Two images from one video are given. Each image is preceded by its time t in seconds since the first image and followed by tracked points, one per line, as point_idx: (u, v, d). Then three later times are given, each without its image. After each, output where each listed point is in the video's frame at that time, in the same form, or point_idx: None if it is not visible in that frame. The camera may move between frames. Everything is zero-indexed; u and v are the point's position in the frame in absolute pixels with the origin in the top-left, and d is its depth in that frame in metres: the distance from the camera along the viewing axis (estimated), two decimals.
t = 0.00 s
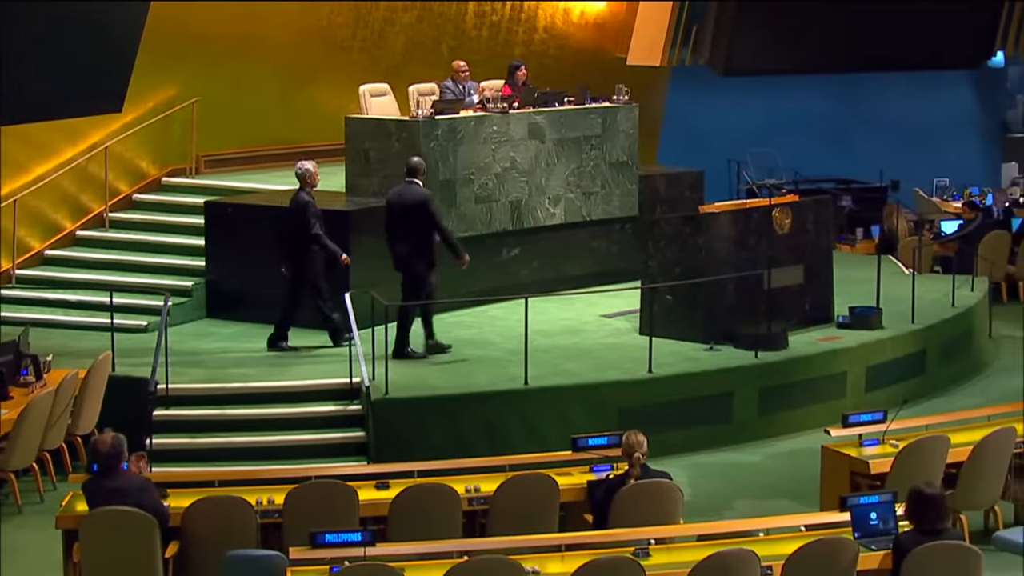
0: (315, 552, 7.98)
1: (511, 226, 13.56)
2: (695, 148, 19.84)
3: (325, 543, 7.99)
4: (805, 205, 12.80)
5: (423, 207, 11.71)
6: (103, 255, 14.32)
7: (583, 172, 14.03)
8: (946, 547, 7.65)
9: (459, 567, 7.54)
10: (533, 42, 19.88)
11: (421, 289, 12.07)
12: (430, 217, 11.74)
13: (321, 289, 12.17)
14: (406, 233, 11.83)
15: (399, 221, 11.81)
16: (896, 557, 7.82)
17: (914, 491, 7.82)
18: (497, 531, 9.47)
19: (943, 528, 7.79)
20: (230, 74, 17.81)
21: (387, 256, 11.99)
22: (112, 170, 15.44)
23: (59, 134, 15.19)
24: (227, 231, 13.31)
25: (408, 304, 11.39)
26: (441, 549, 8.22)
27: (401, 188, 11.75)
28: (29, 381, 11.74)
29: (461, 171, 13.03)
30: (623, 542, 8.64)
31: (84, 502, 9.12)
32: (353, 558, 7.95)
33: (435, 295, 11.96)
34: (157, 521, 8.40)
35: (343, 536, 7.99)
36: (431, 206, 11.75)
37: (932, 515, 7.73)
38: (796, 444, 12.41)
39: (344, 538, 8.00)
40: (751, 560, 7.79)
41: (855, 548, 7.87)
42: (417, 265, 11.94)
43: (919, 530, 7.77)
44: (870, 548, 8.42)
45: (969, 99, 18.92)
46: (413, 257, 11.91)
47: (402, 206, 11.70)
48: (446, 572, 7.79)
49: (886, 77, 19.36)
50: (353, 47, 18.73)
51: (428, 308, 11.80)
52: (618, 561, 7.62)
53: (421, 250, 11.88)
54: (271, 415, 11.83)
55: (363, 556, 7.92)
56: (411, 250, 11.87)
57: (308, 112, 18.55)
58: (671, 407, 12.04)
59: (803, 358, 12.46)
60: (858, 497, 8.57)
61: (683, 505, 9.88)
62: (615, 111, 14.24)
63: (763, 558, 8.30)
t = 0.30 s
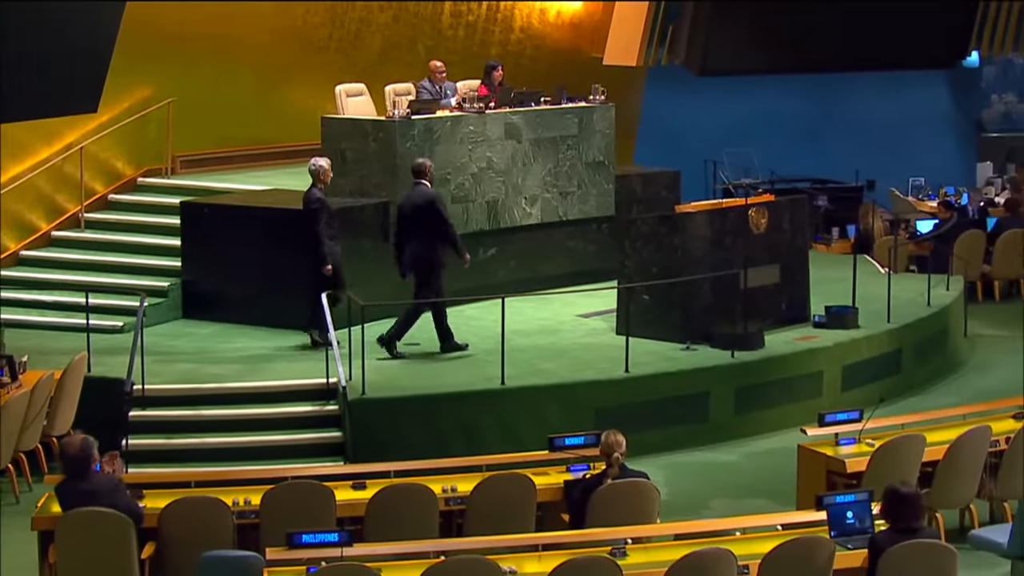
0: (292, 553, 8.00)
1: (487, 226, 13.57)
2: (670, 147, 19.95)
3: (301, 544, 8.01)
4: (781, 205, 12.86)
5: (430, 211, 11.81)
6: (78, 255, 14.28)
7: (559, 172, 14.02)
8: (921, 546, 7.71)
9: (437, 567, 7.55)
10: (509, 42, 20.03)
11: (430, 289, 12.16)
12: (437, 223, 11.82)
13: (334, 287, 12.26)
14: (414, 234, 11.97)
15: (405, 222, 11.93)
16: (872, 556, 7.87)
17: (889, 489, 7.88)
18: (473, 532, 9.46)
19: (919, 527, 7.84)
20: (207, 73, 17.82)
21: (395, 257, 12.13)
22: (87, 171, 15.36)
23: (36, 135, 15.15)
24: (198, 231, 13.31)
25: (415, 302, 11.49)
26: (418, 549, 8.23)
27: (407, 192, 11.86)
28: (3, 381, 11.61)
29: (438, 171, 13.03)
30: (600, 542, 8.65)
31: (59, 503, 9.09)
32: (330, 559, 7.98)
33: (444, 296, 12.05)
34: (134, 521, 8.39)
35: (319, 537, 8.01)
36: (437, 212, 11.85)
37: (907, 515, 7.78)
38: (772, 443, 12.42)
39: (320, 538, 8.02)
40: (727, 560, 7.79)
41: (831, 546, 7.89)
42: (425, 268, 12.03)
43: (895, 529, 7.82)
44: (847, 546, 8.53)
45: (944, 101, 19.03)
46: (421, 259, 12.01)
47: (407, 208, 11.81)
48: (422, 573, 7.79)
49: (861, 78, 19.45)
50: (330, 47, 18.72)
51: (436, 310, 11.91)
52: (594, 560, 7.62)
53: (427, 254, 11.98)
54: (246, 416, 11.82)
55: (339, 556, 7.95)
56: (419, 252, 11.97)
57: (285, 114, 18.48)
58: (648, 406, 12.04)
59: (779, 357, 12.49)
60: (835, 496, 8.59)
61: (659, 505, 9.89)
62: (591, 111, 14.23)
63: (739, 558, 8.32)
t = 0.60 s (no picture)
0: (270, 554, 7.98)
1: (465, 226, 13.55)
2: (647, 147, 20.18)
3: (278, 544, 7.95)
4: (758, 204, 12.90)
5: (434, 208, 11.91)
6: (54, 256, 14.24)
7: (536, 172, 14.05)
8: (896, 546, 7.68)
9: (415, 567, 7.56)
10: (486, 42, 20.10)
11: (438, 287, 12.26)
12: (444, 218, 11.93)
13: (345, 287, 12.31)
14: (419, 233, 12.05)
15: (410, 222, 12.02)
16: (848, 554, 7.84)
17: (866, 488, 7.85)
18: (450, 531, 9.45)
19: (895, 527, 7.81)
20: (183, 72, 17.77)
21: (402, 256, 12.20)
22: (64, 170, 15.43)
23: (13, 136, 15.24)
24: (174, 232, 13.29)
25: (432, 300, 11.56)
26: (396, 549, 8.21)
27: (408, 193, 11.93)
28: None
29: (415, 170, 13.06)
30: (577, 541, 8.65)
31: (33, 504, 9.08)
32: (307, 560, 7.99)
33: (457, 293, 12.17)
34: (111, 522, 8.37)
35: (296, 538, 7.96)
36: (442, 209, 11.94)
37: (882, 514, 7.74)
38: (749, 442, 12.43)
39: (298, 539, 7.97)
40: (704, 560, 7.81)
41: (808, 547, 7.92)
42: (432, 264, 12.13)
43: (871, 528, 7.79)
44: (824, 545, 8.54)
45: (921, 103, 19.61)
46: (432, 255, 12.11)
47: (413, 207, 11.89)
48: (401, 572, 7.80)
49: (838, 79, 19.86)
50: (306, 47, 18.71)
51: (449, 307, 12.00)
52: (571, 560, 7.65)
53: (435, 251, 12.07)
54: (223, 416, 11.79)
55: (316, 557, 7.96)
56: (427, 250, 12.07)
57: (261, 113, 18.47)
58: (625, 406, 12.04)
59: (757, 356, 12.51)
60: (811, 495, 8.58)
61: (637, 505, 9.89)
62: (568, 111, 14.28)
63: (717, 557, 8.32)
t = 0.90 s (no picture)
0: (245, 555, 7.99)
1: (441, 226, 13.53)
2: (624, 147, 20.10)
3: (255, 546, 7.87)
4: (735, 204, 12.93)
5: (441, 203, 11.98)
6: (29, 256, 14.21)
7: (513, 172, 14.05)
8: (872, 545, 7.69)
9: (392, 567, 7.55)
10: (463, 42, 20.07)
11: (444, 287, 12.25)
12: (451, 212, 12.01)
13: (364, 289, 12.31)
14: (419, 232, 12.05)
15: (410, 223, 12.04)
16: (825, 553, 7.86)
17: (842, 486, 7.84)
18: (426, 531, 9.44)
19: (870, 525, 7.81)
20: (158, 72, 17.78)
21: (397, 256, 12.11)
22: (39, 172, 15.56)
23: None
24: (149, 231, 13.26)
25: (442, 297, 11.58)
26: (373, 549, 8.20)
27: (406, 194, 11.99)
28: None
29: (392, 171, 13.09)
30: (554, 541, 8.65)
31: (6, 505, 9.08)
32: (285, 561, 8.00)
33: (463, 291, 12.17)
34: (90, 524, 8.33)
35: (274, 539, 7.93)
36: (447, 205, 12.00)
37: (857, 513, 7.75)
38: (726, 442, 12.44)
39: (275, 539, 7.95)
40: (681, 559, 7.82)
41: (785, 546, 7.93)
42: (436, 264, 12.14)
43: (847, 527, 7.80)
44: (800, 544, 8.54)
45: (895, 101, 20.20)
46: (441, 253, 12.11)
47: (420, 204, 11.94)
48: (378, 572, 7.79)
49: (816, 77, 20.29)
50: (283, 47, 18.69)
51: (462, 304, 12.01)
52: (548, 561, 7.64)
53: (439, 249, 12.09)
54: (200, 417, 11.77)
55: (293, 557, 7.96)
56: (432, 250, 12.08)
57: (238, 113, 18.44)
58: (602, 406, 12.05)
59: (734, 356, 12.53)
60: (788, 495, 8.58)
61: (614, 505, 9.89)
62: (545, 111, 14.31)
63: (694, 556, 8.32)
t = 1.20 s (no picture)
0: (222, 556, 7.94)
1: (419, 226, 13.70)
2: (600, 148, 20.54)
3: (231, 547, 7.94)
4: (711, 204, 12.89)
5: (454, 201, 12.09)
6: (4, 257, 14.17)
7: (490, 172, 14.08)
8: (849, 544, 7.71)
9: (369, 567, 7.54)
10: (439, 42, 20.21)
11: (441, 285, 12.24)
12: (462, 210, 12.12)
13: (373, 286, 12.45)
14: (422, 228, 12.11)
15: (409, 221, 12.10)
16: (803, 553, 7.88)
17: (818, 486, 7.87)
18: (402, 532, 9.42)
19: (847, 525, 7.83)
20: (133, 73, 17.77)
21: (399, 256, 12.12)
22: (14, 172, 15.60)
23: None
24: (125, 231, 13.24)
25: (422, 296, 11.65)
26: (351, 549, 8.17)
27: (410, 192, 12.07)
28: None
29: (368, 171, 13.12)
30: (532, 541, 8.63)
31: None
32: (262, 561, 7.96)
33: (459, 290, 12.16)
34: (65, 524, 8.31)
35: (252, 539, 7.98)
36: (455, 204, 12.11)
37: (832, 512, 7.77)
38: (704, 441, 12.45)
39: (252, 540, 7.99)
40: (659, 558, 7.83)
41: (763, 546, 7.95)
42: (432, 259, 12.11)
43: (824, 527, 7.83)
44: (777, 543, 8.55)
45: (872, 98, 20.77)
46: (442, 247, 12.11)
47: (427, 199, 12.03)
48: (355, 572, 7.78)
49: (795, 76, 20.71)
50: (259, 47, 18.71)
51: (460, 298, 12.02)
52: (525, 561, 7.63)
53: (440, 243, 12.09)
54: (176, 418, 11.73)
55: (271, 558, 7.96)
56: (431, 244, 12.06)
57: (213, 113, 18.49)
58: (579, 406, 12.05)
59: (710, 355, 12.54)
60: (766, 494, 8.65)
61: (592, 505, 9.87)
62: (521, 111, 14.35)
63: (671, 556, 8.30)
